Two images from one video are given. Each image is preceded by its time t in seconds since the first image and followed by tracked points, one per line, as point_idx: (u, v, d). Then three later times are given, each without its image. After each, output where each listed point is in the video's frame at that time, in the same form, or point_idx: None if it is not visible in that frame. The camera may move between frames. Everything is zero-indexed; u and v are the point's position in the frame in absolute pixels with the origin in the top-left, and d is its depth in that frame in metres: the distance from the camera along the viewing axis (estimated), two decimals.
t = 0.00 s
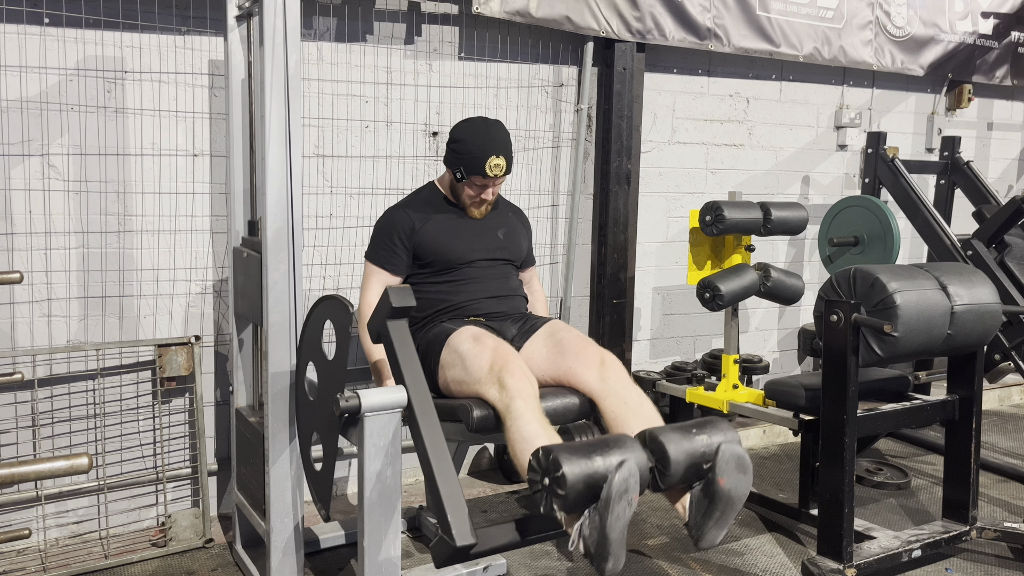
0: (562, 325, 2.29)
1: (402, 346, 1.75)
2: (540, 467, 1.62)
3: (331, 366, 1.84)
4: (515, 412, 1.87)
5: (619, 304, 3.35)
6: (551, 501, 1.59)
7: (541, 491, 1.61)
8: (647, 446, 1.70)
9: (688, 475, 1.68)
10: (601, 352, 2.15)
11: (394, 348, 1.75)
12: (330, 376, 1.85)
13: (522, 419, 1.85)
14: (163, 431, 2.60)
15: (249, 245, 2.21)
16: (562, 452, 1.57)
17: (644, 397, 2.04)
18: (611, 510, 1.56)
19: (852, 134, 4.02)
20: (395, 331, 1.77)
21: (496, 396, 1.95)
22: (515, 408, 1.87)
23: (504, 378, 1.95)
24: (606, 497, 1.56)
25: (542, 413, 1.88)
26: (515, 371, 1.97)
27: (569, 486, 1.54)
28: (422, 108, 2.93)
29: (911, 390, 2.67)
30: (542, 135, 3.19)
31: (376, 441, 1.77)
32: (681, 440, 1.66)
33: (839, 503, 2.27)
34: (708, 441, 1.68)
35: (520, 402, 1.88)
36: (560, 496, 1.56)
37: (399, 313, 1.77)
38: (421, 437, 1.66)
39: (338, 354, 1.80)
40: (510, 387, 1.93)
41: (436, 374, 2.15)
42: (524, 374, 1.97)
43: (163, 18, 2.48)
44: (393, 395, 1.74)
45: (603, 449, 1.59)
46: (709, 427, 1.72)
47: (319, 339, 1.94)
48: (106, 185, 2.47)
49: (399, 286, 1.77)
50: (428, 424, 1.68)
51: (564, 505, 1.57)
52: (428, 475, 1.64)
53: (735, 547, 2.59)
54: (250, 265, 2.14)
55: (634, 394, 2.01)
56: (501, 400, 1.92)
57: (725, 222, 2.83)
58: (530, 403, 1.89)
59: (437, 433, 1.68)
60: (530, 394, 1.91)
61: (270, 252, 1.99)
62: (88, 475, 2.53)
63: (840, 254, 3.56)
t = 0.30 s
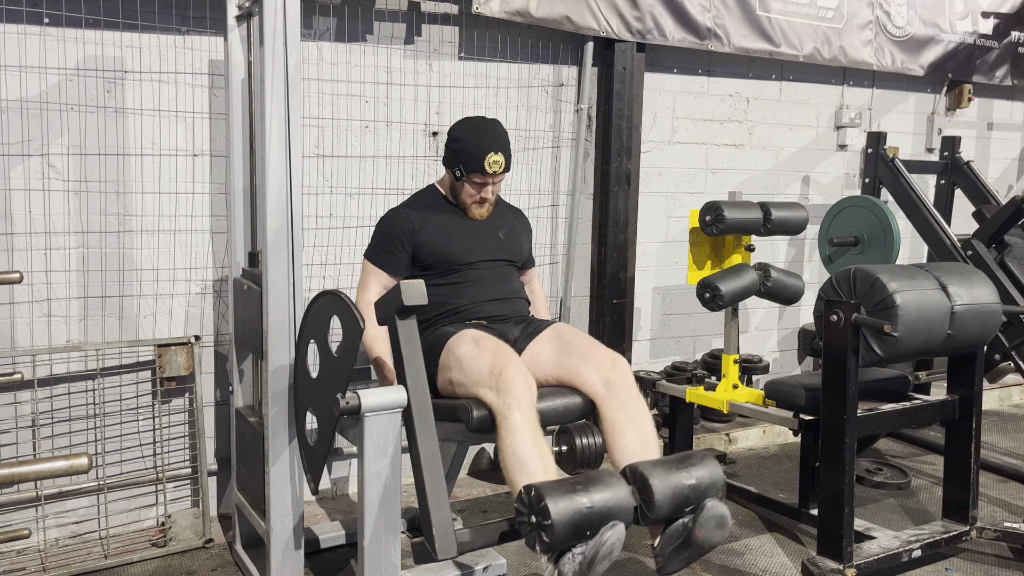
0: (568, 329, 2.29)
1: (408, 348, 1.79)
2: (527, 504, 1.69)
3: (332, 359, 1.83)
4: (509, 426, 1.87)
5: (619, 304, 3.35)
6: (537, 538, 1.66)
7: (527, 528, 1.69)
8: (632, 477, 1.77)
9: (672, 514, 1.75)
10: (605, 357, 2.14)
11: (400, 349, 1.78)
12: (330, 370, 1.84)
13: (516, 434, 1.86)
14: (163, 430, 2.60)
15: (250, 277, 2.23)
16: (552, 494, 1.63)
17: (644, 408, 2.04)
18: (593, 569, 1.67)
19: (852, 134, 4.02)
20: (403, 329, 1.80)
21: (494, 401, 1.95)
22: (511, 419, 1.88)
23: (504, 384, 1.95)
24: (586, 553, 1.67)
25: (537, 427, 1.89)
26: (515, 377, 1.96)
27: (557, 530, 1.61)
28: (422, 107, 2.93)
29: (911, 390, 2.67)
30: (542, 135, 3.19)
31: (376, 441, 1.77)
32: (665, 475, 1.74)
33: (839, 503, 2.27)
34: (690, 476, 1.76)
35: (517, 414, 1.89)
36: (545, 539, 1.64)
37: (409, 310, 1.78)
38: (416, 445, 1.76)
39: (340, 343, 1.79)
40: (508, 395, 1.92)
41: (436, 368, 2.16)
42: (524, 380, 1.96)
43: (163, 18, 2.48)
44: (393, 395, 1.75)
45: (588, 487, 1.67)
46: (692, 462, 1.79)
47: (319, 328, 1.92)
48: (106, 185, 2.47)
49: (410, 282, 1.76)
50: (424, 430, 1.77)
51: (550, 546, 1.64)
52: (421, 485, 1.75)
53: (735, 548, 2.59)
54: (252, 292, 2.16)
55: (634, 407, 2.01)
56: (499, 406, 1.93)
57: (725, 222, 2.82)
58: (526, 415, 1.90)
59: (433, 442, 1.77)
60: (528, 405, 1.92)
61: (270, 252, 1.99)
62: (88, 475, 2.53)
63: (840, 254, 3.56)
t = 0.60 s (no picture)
0: (570, 329, 2.29)
1: (413, 352, 1.78)
2: (511, 518, 1.78)
3: (332, 353, 1.81)
4: (503, 434, 1.90)
5: (619, 304, 3.35)
6: (520, 552, 1.75)
7: (512, 544, 1.79)
8: (614, 493, 1.87)
9: (652, 528, 1.84)
10: (608, 358, 2.14)
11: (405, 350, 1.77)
12: (329, 365, 1.83)
13: (509, 442, 1.90)
14: (163, 430, 2.60)
15: (250, 306, 2.24)
16: (533, 511, 1.73)
17: (640, 414, 2.08)
18: None
19: (852, 134, 4.02)
20: (410, 333, 1.78)
21: (491, 403, 1.96)
22: (507, 426, 1.91)
23: (503, 386, 1.95)
24: (563, 572, 1.80)
25: (531, 435, 1.92)
26: (515, 379, 1.96)
27: (537, 542, 1.71)
28: (422, 107, 2.93)
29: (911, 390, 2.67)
30: (542, 135, 3.19)
31: (376, 440, 1.77)
32: (644, 489, 1.84)
33: (839, 503, 2.27)
34: (668, 490, 1.85)
35: (513, 422, 1.91)
36: (528, 551, 1.73)
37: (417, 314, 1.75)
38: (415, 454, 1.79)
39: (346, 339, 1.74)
40: (507, 399, 1.94)
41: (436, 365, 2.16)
42: (524, 384, 1.97)
43: (163, 18, 2.48)
44: (394, 395, 1.75)
45: (567, 501, 1.78)
46: (669, 476, 1.89)
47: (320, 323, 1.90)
48: (107, 185, 2.47)
49: (422, 286, 1.74)
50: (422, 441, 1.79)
51: (532, 556, 1.74)
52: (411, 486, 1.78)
53: (735, 548, 2.59)
54: (253, 318, 2.17)
55: (630, 416, 2.05)
56: (497, 409, 1.94)
57: (725, 223, 2.82)
58: (522, 422, 1.92)
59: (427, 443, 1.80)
60: (525, 412, 1.93)
61: (270, 252, 1.99)
62: (88, 475, 2.53)
63: (840, 254, 3.56)
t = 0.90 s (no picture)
0: (570, 329, 2.29)
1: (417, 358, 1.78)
2: (497, 523, 1.81)
3: (333, 356, 1.81)
4: (499, 435, 1.92)
5: (619, 304, 3.35)
6: (506, 555, 1.79)
7: (498, 546, 1.82)
8: (599, 498, 1.91)
9: (635, 532, 1.89)
10: (608, 359, 2.14)
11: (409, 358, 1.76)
12: (329, 366, 1.83)
13: (505, 444, 1.92)
14: (163, 431, 2.60)
15: (250, 330, 2.24)
16: (519, 513, 1.76)
17: (635, 416, 2.11)
18: None
19: (852, 134, 4.02)
20: (416, 344, 1.76)
21: (491, 403, 1.96)
22: (505, 428, 1.92)
23: (503, 387, 1.95)
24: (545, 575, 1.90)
25: (526, 437, 1.94)
26: (516, 380, 1.96)
27: (523, 548, 1.74)
28: (422, 107, 2.93)
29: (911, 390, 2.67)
30: (542, 135, 3.19)
31: (376, 440, 1.77)
32: (628, 494, 1.88)
33: (839, 503, 2.26)
34: (651, 493, 1.91)
35: (511, 425, 1.93)
36: (513, 555, 1.76)
37: (424, 321, 1.74)
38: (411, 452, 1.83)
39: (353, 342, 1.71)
40: (507, 400, 1.94)
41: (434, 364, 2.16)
42: (525, 385, 1.97)
43: (163, 18, 2.48)
44: (394, 395, 1.75)
45: (554, 505, 1.80)
46: (651, 481, 1.93)
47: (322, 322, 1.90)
48: (107, 185, 2.47)
49: (432, 292, 1.73)
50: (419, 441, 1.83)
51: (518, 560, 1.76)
52: (406, 486, 1.85)
53: (735, 548, 2.59)
54: (251, 343, 2.18)
55: (625, 418, 2.09)
56: (496, 410, 1.95)
57: (725, 222, 2.82)
58: (520, 425, 1.94)
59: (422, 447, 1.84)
60: (524, 414, 1.95)
61: (270, 252, 1.99)
62: (88, 475, 2.53)
63: (840, 254, 3.56)
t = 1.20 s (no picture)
0: (569, 329, 2.29)
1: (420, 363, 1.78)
2: (490, 523, 1.81)
3: (334, 356, 1.81)
4: (498, 437, 1.92)
5: (619, 304, 3.35)
6: (498, 556, 1.79)
7: (490, 545, 1.82)
8: (591, 498, 1.91)
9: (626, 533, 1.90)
10: (609, 360, 2.14)
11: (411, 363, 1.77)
12: (330, 365, 1.83)
13: (503, 445, 1.92)
14: (163, 431, 2.60)
15: (250, 343, 2.24)
16: (512, 514, 1.76)
17: (632, 417, 2.12)
18: None
19: (852, 134, 4.02)
20: (418, 349, 1.76)
21: (491, 404, 1.96)
22: (504, 430, 1.92)
23: (504, 388, 1.95)
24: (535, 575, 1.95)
25: (525, 439, 1.94)
26: (517, 382, 1.96)
27: (515, 549, 1.74)
28: (422, 108, 2.93)
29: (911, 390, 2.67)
30: (542, 135, 3.19)
31: (376, 440, 1.77)
32: (619, 495, 1.88)
33: (839, 503, 2.27)
34: (644, 495, 1.91)
35: (510, 426, 1.93)
36: (505, 556, 1.77)
37: (428, 325, 1.74)
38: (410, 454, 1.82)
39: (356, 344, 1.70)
40: (507, 401, 1.94)
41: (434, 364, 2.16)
42: (527, 388, 1.97)
43: (163, 18, 2.48)
44: (394, 395, 1.75)
45: (547, 505, 1.80)
46: (643, 481, 1.94)
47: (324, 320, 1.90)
48: (107, 185, 2.47)
49: (437, 298, 1.72)
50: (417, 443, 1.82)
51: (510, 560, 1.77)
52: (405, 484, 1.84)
53: (735, 548, 2.59)
54: (252, 345, 2.19)
55: (621, 419, 2.10)
56: (496, 411, 1.95)
57: (725, 223, 2.82)
58: (519, 426, 1.94)
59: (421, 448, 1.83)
60: (525, 416, 1.95)
61: (270, 252, 1.99)
62: (88, 475, 2.53)
63: (840, 254, 3.56)
